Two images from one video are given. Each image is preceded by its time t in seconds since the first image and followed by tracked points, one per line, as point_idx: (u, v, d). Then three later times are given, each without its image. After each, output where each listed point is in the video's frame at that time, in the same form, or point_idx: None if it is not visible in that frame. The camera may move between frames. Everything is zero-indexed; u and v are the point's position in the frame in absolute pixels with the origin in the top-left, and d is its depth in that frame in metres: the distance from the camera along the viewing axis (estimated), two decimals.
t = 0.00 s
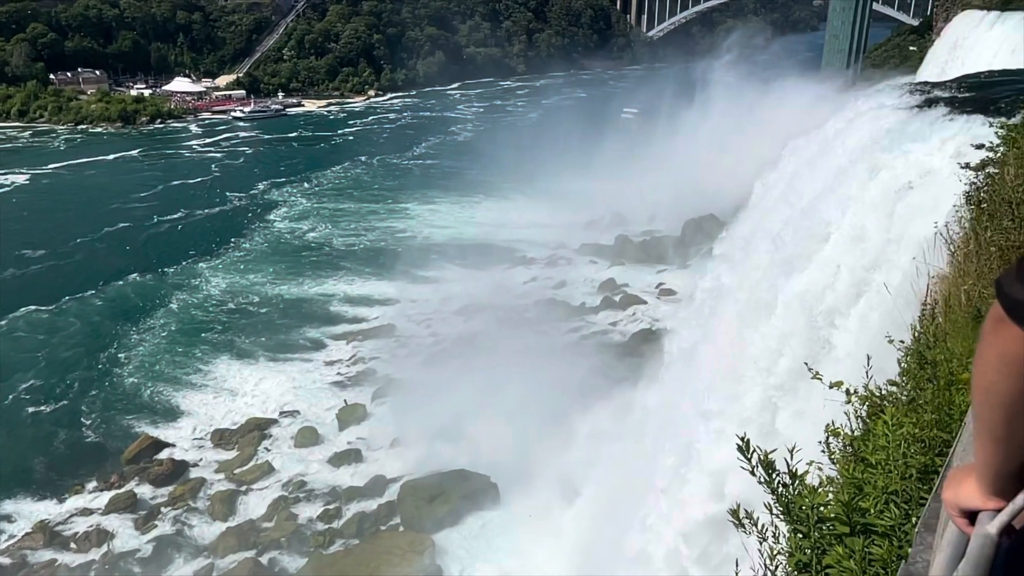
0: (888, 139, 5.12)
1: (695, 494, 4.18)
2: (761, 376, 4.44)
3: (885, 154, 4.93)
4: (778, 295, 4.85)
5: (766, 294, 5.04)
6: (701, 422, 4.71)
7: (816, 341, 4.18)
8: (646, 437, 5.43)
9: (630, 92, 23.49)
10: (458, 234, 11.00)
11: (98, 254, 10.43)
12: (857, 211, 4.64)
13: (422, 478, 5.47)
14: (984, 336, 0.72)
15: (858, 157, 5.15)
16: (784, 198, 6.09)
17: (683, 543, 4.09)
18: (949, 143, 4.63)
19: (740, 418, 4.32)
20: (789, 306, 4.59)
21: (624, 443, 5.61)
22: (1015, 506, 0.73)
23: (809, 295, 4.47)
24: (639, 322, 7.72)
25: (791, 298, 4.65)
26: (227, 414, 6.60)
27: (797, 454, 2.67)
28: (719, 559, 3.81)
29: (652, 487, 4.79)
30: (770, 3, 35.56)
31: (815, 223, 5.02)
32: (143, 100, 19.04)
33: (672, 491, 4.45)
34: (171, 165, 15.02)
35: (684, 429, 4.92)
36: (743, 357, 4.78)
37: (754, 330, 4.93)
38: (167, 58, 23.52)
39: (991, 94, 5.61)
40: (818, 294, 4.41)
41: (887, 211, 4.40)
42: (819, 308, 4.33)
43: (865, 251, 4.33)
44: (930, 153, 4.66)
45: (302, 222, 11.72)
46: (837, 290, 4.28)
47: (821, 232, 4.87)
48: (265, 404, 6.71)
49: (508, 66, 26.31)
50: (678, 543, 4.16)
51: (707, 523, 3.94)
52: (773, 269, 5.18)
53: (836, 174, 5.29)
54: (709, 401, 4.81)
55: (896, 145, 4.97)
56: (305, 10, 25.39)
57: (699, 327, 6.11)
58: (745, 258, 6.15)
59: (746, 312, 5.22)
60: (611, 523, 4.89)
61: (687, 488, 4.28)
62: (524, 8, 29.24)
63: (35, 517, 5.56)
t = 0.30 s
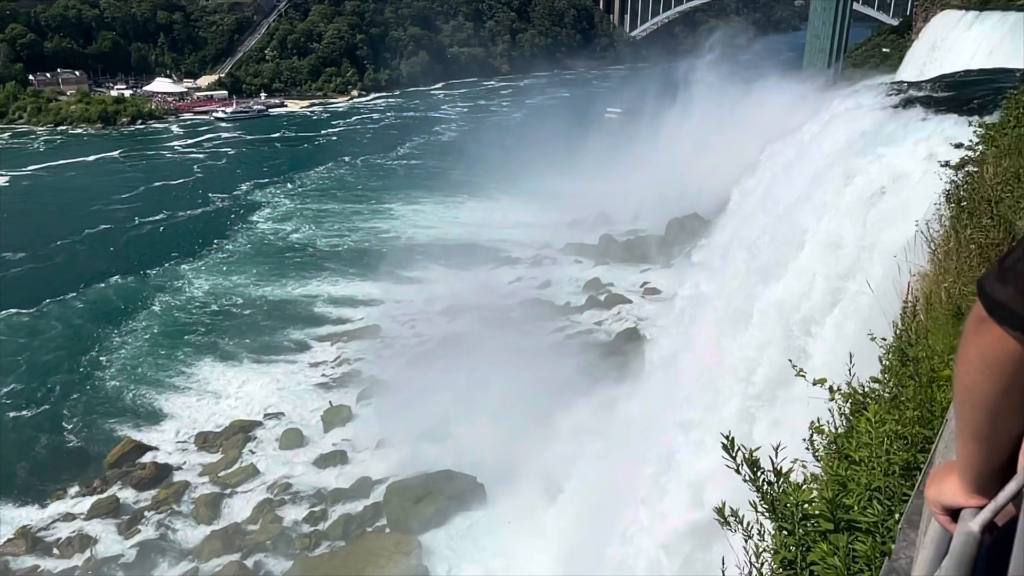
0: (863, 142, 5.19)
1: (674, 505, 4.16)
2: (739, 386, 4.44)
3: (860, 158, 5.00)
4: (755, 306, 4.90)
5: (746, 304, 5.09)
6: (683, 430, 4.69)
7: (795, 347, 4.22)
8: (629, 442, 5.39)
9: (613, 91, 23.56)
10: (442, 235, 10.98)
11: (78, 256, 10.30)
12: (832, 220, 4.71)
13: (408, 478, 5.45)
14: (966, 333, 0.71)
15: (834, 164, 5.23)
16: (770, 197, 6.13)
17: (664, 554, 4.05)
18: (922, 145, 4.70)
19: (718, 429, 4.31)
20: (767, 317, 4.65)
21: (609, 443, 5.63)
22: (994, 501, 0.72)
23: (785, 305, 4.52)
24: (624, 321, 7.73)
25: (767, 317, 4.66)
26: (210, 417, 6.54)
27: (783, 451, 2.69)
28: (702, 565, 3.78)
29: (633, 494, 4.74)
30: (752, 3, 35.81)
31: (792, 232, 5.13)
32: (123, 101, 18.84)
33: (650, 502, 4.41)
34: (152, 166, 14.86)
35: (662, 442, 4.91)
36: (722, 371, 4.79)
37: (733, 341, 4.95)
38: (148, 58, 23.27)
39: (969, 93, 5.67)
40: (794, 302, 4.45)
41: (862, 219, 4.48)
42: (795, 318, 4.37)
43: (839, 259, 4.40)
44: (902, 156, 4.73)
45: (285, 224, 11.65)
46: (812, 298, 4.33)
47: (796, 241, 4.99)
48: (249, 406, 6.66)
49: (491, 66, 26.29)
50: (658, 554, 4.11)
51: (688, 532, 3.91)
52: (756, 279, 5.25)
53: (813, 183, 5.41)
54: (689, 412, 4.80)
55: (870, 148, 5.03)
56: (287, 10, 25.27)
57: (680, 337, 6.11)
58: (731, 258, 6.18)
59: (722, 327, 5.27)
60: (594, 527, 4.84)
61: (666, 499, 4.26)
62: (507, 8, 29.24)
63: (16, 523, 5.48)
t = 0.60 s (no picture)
0: (840, 143, 5.25)
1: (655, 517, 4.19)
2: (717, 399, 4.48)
3: (836, 163, 5.06)
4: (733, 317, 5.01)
5: (725, 315, 5.17)
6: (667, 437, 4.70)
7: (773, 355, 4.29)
8: (616, 441, 5.40)
9: (597, 91, 23.61)
10: (427, 235, 10.95)
11: (58, 258, 10.18)
12: (810, 228, 4.81)
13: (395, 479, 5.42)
14: (949, 331, 0.70)
15: (811, 170, 5.31)
16: (756, 196, 6.18)
17: (645, 565, 4.05)
18: (893, 146, 4.77)
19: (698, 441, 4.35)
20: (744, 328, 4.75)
21: (595, 441, 5.62)
22: (978, 498, 0.72)
23: (762, 315, 4.67)
24: (609, 320, 7.75)
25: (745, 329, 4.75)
26: (194, 419, 6.48)
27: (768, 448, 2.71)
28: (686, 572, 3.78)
29: (617, 499, 4.75)
30: (734, 3, 35.97)
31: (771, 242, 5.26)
32: (104, 102, 18.65)
33: (632, 512, 4.42)
34: (134, 167, 14.71)
35: (645, 450, 4.93)
36: (701, 384, 4.84)
37: (713, 352, 5.03)
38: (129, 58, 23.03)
39: (949, 92, 5.70)
40: (773, 311, 4.59)
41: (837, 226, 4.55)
42: (773, 327, 4.46)
43: (815, 267, 4.48)
44: (875, 158, 4.79)
45: (269, 224, 11.57)
46: (788, 308, 4.44)
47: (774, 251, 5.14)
48: (234, 408, 6.60)
49: (475, 66, 26.24)
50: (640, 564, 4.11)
51: (670, 541, 3.93)
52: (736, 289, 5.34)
53: (790, 190, 5.50)
54: (671, 423, 4.83)
55: (850, 150, 5.09)
56: (269, 10, 25.14)
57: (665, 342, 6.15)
58: (716, 257, 6.21)
59: (699, 339, 5.37)
60: (581, 526, 4.82)
61: (647, 512, 4.28)
62: (491, 8, 29.21)
63: None
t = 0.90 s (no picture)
0: (820, 144, 5.29)
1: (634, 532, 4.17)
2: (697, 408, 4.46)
3: (811, 168, 5.13)
4: (710, 326, 4.97)
5: (701, 326, 5.12)
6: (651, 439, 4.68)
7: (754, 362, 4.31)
8: (601, 440, 5.39)
9: (580, 90, 23.66)
10: (411, 235, 10.91)
11: (38, 261, 10.05)
12: (786, 235, 4.83)
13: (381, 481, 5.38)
14: (928, 335, 0.68)
15: (789, 173, 5.35)
16: (739, 195, 6.20)
17: None
18: (863, 149, 4.84)
19: (679, 453, 4.29)
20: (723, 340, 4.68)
21: (581, 440, 5.62)
22: (960, 496, 0.71)
23: (740, 324, 4.65)
24: (594, 320, 7.75)
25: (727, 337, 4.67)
26: (178, 422, 6.41)
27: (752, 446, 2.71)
28: None
29: (601, 498, 4.74)
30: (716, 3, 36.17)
31: (747, 249, 5.23)
32: (84, 103, 18.47)
33: (614, 517, 4.42)
34: (115, 168, 14.55)
35: (631, 446, 4.91)
36: (678, 393, 4.81)
37: (691, 360, 4.96)
38: (109, 59, 22.77)
39: (927, 91, 5.78)
40: (750, 320, 4.58)
41: (812, 236, 4.62)
42: (749, 338, 4.48)
43: (790, 276, 4.53)
44: (848, 161, 4.86)
45: (252, 226, 11.48)
46: (765, 318, 4.45)
47: (750, 258, 5.11)
48: (218, 411, 6.54)
49: (459, 66, 26.19)
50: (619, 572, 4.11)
51: (651, 549, 3.94)
52: (712, 297, 5.26)
53: (764, 197, 5.54)
54: (651, 432, 4.78)
55: (829, 151, 5.13)
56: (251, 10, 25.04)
57: (646, 347, 6.08)
58: (700, 256, 6.23)
59: (677, 345, 5.31)
60: (568, 525, 4.80)
61: (629, 522, 4.27)
62: (474, 8, 29.19)
63: None
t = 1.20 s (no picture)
0: (800, 143, 5.31)
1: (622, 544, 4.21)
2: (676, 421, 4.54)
3: (785, 174, 5.18)
4: (690, 338, 5.01)
5: (679, 340, 5.19)
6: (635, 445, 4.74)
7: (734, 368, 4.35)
8: (591, 439, 5.39)
9: (564, 90, 23.69)
10: (396, 236, 10.86)
11: (17, 263, 9.92)
12: (763, 245, 4.86)
13: (367, 482, 5.35)
14: (911, 336, 0.68)
15: (769, 174, 5.39)
16: (723, 192, 6.23)
17: None
18: (836, 153, 4.89)
19: (660, 464, 4.34)
20: (700, 357, 4.74)
21: (569, 440, 5.62)
22: (941, 495, 0.71)
23: (719, 333, 4.66)
24: (580, 319, 7.75)
25: (706, 350, 4.72)
26: (161, 425, 6.35)
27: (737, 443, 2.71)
28: None
29: (589, 501, 4.78)
30: (699, 4, 36.36)
31: (724, 257, 5.23)
32: (63, 104, 18.25)
33: (600, 524, 4.49)
34: (95, 170, 14.38)
35: (615, 450, 4.95)
36: (657, 406, 4.89)
37: (671, 373, 5.04)
38: (88, 59, 22.50)
39: (906, 90, 5.84)
40: (728, 329, 4.60)
41: (787, 244, 4.64)
42: (726, 347, 4.50)
43: (766, 286, 4.55)
44: (821, 165, 4.91)
45: (235, 227, 11.38)
46: (743, 327, 4.47)
47: (728, 265, 5.12)
48: (202, 413, 6.47)
49: (443, 66, 26.14)
50: None
51: (637, 556, 4.03)
52: (692, 307, 5.31)
53: (740, 204, 5.58)
54: (630, 446, 4.83)
55: (804, 155, 5.20)
56: (233, 11, 24.90)
57: (627, 358, 6.11)
58: (685, 255, 6.24)
59: (658, 357, 5.36)
60: (556, 525, 4.81)
61: (612, 532, 4.33)
62: (457, 8, 29.15)
63: None
